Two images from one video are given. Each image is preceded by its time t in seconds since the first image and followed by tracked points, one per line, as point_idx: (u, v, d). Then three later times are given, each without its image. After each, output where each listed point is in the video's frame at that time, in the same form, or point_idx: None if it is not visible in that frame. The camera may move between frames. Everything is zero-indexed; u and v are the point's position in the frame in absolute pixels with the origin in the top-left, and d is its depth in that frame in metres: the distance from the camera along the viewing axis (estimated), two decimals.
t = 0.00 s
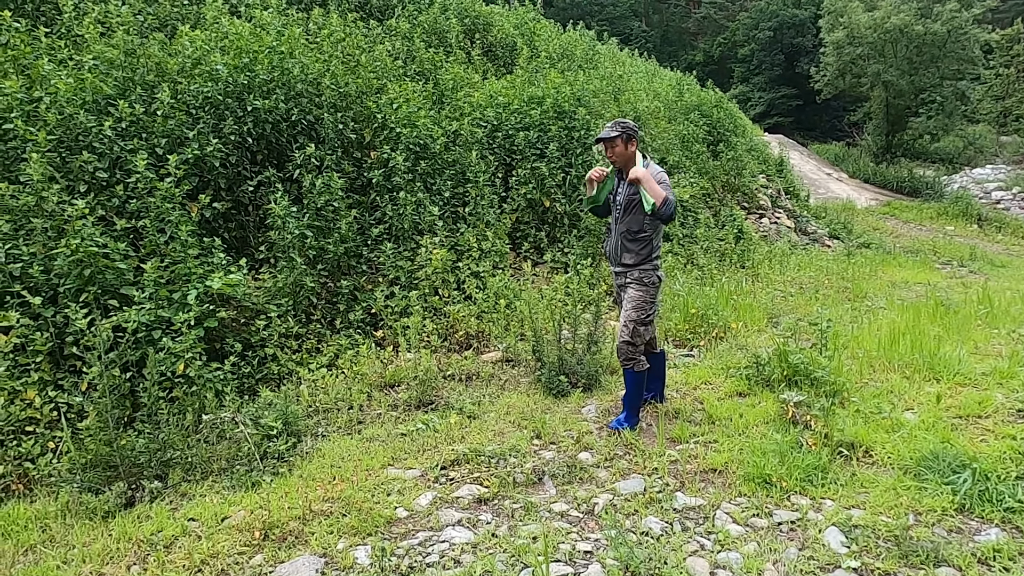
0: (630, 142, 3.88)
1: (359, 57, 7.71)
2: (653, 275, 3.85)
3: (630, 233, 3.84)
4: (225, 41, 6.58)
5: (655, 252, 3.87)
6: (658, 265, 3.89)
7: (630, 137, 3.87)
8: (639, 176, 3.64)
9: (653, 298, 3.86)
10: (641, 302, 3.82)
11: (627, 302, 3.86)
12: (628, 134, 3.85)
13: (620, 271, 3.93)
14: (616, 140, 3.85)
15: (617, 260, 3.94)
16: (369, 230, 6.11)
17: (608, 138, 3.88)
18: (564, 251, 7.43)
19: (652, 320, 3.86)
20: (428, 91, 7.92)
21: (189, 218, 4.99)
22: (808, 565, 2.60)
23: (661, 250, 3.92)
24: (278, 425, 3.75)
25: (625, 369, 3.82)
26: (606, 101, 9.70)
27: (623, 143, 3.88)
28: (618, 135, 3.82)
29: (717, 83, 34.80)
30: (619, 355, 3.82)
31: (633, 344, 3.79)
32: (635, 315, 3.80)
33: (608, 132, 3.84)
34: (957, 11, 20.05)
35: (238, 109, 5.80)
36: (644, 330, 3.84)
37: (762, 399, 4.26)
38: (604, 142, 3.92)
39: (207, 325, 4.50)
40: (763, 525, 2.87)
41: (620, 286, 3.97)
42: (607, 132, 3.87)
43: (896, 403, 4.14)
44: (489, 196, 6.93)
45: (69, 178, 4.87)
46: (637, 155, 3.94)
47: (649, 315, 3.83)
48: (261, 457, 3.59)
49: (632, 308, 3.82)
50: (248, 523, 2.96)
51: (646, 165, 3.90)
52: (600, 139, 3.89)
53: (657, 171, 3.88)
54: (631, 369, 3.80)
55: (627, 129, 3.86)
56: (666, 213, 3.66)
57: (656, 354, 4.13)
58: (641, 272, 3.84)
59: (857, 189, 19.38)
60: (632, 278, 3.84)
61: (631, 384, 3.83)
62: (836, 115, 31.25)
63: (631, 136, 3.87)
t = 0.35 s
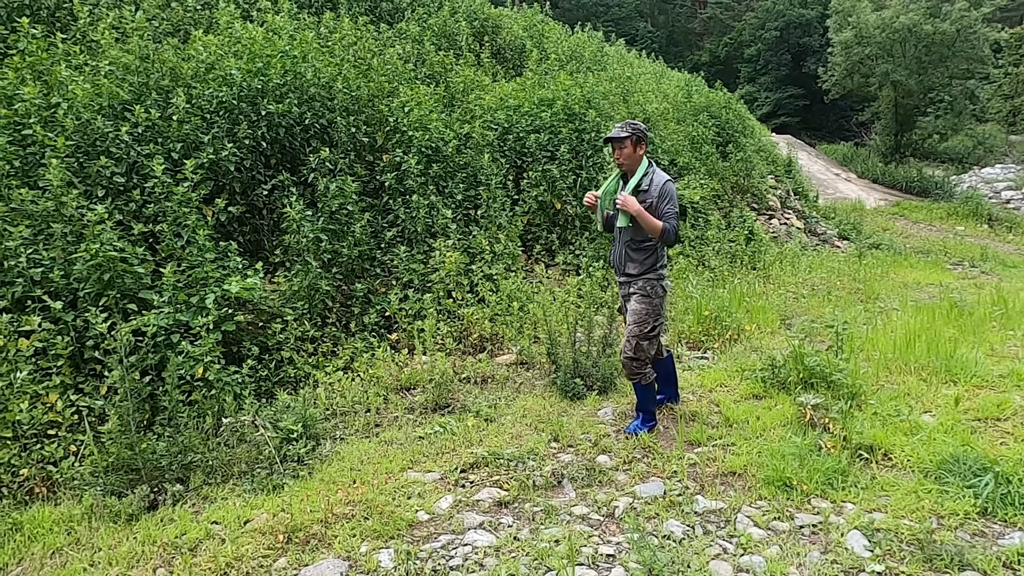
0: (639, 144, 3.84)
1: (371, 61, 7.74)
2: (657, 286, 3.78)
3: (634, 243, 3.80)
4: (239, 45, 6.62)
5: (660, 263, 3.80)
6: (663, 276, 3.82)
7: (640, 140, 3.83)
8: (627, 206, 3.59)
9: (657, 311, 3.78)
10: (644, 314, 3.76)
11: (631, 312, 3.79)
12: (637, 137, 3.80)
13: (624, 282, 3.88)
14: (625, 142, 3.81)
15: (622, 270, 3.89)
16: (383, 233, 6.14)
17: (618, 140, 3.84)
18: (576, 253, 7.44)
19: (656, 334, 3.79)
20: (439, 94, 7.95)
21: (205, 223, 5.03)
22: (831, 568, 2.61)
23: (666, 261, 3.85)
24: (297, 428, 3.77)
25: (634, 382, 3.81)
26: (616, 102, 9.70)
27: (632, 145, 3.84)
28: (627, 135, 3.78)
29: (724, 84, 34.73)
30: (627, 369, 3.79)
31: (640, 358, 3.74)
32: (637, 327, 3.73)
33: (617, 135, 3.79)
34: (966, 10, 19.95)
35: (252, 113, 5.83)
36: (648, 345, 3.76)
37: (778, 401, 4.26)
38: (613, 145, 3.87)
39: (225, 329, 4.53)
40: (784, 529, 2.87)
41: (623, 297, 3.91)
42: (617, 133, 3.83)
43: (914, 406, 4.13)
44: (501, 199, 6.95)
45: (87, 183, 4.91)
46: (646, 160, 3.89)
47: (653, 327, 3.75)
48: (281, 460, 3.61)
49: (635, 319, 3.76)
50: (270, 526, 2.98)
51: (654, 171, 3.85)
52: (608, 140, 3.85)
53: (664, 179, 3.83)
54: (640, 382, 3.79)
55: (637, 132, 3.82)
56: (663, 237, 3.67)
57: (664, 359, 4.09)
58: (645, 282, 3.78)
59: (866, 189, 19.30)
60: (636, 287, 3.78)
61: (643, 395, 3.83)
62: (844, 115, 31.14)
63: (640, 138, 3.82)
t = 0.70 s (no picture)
0: (639, 137, 3.80)
1: (381, 63, 7.78)
2: (658, 288, 3.73)
3: (632, 244, 3.74)
4: (250, 48, 6.66)
5: (660, 264, 3.75)
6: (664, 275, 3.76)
7: (639, 134, 3.80)
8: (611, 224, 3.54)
9: (663, 311, 3.75)
10: (649, 316, 3.74)
11: (635, 315, 3.76)
12: (636, 132, 3.77)
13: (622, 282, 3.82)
14: (625, 135, 3.77)
15: (621, 272, 3.82)
16: (393, 234, 6.17)
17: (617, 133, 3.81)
18: (585, 255, 7.45)
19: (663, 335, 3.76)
20: (449, 96, 7.98)
21: (218, 225, 5.07)
22: (846, 569, 2.61)
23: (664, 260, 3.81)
24: (311, 428, 3.79)
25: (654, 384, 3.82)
26: (624, 104, 9.71)
27: (631, 139, 3.80)
28: (628, 128, 3.74)
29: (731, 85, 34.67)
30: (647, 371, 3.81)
31: (655, 359, 3.76)
32: (645, 331, 3.71)
33: (615, 127, 3.74)
34: (976, 10, 19.87)
35: (264, 116, 5.87)
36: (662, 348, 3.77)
37: (790, 403, 4.25)
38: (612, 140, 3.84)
39: (239, 330, 4.56)
40: (798, 530, 2.88)
41: (621, 298, 3.85)
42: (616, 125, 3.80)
43: (926, 407, 4.13)
44: (510, 201, 6.98)
45: (102, 185, 4.96)
46: (643, 156, 3.84)
47: (661, 329, 3.72)
48: (296, 460, 3.64)
49: (642, 322, 3.74)
50: (287, 525, 3.01)
51: (652, 168, 3.80)
52: (608, 133, 3.81)
53: (663, 175, 3.79)
54: (661, 382, 3.81)
55: (637, 126, 3.79)
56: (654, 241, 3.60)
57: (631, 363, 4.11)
58: (647, 284, 3.73)
59: (875, 190, 19.22)
60: (639, 290, 3.73)
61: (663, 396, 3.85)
62: (851, 116, 31.04)
63: (640, 131, 3.79)
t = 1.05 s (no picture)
0: (595, 151, 3.63)
1: (387, 65, 7.81)
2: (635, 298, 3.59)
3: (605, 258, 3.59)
4: (258, 51, 6.69)
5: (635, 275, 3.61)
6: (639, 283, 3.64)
7: (595, 146, 3.63)
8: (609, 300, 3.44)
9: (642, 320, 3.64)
10: (629, 328, 3.62)
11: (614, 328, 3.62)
12: (593, 144, 3.60)
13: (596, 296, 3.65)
14: (579, 151, 3.61)
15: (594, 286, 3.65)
16: (400, 236, 6.20)
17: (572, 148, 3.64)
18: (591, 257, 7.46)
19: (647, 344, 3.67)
20: (455, 98, 8.01)
21: (226, 227, 5.10)
22: (854, 570, 2.61)
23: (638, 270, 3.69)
24: (319, 429, 3.81)
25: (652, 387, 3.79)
26: (630, 105, 9.72)
27: (587, 153, 3.62)
28: (582, 144, 3.58)
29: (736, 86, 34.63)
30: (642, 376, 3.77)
31: (645, 366, 3.70)
32: (628, 342, 3.61)
33: (570, 145, 3.60)
34: (983, 12, 19.79)
35: (271, 118, 5.90)
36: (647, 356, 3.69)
37: (797, 404, 4.25)
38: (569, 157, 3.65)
39: (247, 330, 4.58)
40: (806, 531, 2.88)
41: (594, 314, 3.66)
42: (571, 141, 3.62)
43: (934, 409, 4.12)
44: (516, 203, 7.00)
45: (111, 187, 4.99)
46: (603, 167, 3.67)
47: (644, 338, 3.63)
48: (304, 460, 3.66)
49: (622, 334, 3.62)
50: (295, 524, 3.02)
51: (615, 177, 3.65)
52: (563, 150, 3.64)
53: (627, 185, 3.64)
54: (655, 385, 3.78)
55: (591, 139, 3.62)
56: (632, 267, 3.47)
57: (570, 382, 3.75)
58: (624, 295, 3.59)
59: (881, 192, 19.16)
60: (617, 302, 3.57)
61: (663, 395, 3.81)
62: (857, 118, 30.96)
63: (595, 144, 3.62)
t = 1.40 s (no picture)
0: (543, 149, 3.61)
1: (395, 68, 7.85)
2: (587, 299, 3.63)
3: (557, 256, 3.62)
4: (266, 53, 6.73)
5: (586, 272, 3.65)
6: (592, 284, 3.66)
7: (542, 145, 3.61)
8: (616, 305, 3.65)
9: (587, 325, 3.64)
10: (574, 330, 3.60)
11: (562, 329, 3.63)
12: (541, 142, 3.59)
13: (551, 296, 3.71)
14: (527, 150, 3.57)
15: (549, 285, 3.71)
16: (407, 238, 6.22)
17: (520, 147, 3.59)
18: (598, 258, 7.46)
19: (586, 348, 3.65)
20: (462, 101, 8.04)
21: (235, 228, 5.13)
22: (864, 573, 2.61)
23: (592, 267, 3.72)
24: (328, 429, 3.82)
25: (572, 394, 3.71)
26: (636, 108, 9.73)
27: (535, 152, 3.59)
28: (529, 143, 3.54)
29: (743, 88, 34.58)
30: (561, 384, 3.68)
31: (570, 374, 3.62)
32: (565, 345, 3.57)
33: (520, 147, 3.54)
34: (991, 13, 19.68)
35: (280, 120, 5.93)
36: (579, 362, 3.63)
37: (805, 407, 4.24)
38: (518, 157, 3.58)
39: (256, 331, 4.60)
40: (815, 533, 2.88)
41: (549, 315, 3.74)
42: (519, 142, 3.57)
43: (942, 412, 4.10)
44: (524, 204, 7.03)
45: (122, 188, 5.03)
46: (551, 165, 3.65)
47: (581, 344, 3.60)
48: (313, 460, 3.67)
49: (564, 337, 3.60)
50: (305, 524, 3.04)
51: (565, 173, 3.65)
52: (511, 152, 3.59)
53: (578, 180, 3.65)
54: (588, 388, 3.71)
55: (539, 138, 3.60)
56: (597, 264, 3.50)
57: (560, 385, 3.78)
58: (575, 295, 3.62)
59: (888, 194, 19.09)
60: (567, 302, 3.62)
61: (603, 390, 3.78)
62: (864, 120, 30.89)
63: (542, 143, 3.60)
